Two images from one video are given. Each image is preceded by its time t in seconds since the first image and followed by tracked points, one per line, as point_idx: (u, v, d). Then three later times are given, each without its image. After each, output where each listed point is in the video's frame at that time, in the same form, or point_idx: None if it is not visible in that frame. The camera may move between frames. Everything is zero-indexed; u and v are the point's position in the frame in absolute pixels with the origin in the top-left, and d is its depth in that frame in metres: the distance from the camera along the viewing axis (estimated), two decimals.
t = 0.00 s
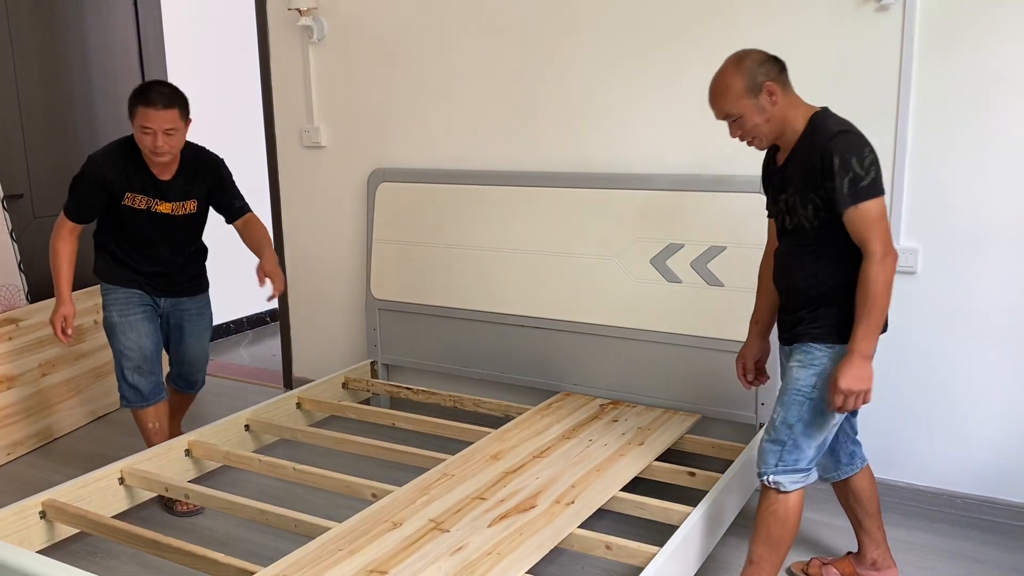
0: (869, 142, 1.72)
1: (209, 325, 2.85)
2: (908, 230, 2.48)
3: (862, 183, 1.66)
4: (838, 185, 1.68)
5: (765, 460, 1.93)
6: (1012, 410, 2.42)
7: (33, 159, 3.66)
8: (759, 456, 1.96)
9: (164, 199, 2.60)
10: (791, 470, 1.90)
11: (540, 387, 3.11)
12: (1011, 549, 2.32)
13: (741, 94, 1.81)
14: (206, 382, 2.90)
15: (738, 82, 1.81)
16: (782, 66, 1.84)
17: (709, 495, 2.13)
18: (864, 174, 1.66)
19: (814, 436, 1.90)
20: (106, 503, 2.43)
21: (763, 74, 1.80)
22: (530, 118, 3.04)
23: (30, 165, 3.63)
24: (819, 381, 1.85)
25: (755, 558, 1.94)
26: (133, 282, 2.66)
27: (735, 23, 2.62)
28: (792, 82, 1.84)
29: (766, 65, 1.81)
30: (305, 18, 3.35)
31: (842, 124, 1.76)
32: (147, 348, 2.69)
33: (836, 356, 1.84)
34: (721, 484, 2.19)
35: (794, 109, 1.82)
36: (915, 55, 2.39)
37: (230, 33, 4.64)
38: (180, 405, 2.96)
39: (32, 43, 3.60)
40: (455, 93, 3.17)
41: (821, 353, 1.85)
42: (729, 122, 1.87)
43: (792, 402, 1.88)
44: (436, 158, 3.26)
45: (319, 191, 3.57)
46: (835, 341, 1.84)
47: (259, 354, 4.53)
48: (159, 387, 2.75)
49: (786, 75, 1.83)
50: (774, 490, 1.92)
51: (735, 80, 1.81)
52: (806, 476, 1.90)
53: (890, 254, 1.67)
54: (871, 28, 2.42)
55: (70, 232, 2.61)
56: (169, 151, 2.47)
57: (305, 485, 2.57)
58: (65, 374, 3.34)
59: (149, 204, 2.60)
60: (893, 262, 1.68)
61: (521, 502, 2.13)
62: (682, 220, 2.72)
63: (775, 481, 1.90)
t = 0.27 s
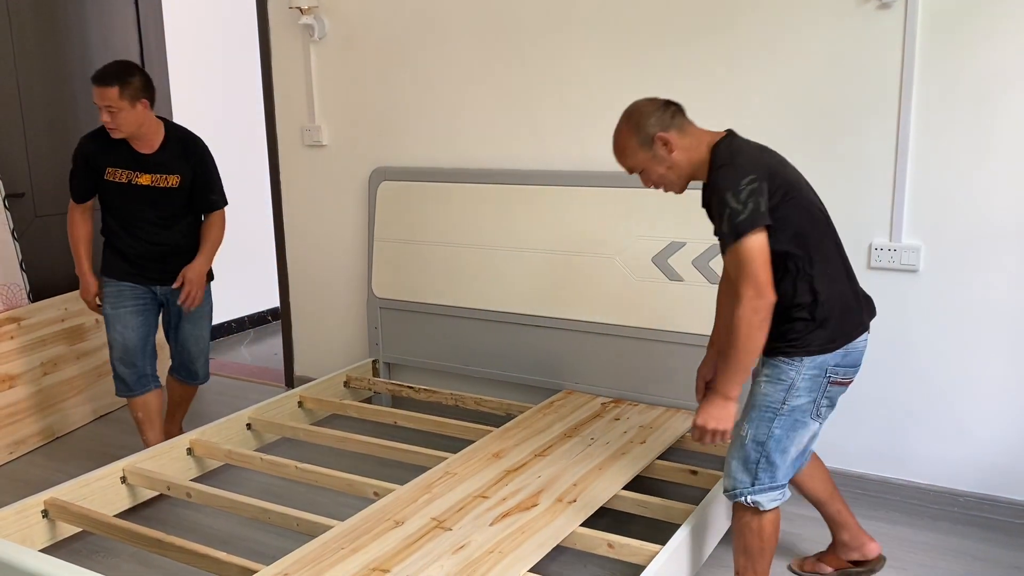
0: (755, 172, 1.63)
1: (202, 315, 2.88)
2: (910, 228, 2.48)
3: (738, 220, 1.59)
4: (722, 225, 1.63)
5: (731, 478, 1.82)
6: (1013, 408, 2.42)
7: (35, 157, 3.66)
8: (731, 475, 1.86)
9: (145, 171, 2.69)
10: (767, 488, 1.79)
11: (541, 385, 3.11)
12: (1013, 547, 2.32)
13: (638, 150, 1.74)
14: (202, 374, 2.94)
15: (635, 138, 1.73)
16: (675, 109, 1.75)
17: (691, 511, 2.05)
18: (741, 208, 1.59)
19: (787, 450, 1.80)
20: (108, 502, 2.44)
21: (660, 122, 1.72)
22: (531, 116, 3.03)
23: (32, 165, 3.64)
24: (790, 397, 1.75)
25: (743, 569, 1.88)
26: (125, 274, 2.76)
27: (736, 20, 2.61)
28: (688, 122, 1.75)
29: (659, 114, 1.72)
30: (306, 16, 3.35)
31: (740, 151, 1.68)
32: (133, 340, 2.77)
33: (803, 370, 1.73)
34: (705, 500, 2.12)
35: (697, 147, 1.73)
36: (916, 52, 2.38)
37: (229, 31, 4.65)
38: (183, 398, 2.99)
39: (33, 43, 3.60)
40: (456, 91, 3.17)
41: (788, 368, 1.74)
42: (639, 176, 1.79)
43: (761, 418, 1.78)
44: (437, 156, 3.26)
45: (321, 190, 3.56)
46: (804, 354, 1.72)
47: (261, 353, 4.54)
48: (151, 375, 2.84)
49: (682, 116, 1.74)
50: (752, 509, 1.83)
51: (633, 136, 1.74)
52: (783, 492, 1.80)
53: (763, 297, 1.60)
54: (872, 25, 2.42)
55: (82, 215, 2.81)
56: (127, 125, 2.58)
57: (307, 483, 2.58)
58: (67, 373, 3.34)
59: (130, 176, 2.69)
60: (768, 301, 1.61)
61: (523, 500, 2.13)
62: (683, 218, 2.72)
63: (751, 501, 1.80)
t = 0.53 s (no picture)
0: (667, 238, 1.58)
1: (173, 308, 2.88)
2: (912, 226, 2.48)
3: (650, 290, 1.56)
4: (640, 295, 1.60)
5: (726, 479, 1.83)
6: (1015, 405, 2.42)
7: (37, 156, 3.66)
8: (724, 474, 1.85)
9: (111, 154, 2.76)
10: (762, 489, 1.80)
11: (543, 383, 3.11)
12: (1014, 544, 2.32)
13: (578, 242, 1.66)
14: (180, 369, 2.93)
15: (572, 233, 1.66)
16: (604, 193, 1.67)
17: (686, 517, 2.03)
18: (652, 278, 1.56)
19: (782, 452, 1.79)
20: (111, 500, 2.44)
21: (592, 214, 1.63)
22: (532, 114, 3.03)
23: (33, 163, 3.64)
24: (788, 402, 1.73)
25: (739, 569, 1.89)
26: (100, 265, 2.89)
27: (738, 17, 2.61)
28: (618, 199, 1.67)
29: (588, 206, 1.64)
30: (307, 14, 3.34)
31: (658, 213, 1.63)
32: (89, 329, 2.90)
33: (801, 377, 1.71)
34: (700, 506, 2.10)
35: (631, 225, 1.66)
36: (919, 48, 2.38)
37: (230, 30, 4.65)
38: (175, 393, 2.99)
39: (34, 42, 3.60)
40: (457, 89, 3.17)
41: (785, 374, 1.72)
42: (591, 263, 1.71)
43: (757, 423, 1.76)
44: (439, 154, 3.26)
45: (322, 188, 3.56)
46: (801, 359, 1.70)
47: (262, 351, 4.54)
48: (108, 362, 3.01)
49: (612, 199, 1.66)
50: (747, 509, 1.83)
51: (571, 234, 1.66)
52: (779, 493, 1.80)
53: (660, 372, 1.57)
54: (874, 22, 2.42)
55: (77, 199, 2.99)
56: (93, 110, 2.64)
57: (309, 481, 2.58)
58: (70, 371, 3.35)
59: (100, 159, 2.78)
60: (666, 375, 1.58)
61: (526, 498, 2.13)
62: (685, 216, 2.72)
63: (746, 501, 1.80)
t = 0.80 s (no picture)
0: (640, 299, 1.63)
1: (145, 304, 2.91)
2: (912, 222, 2.48)
3: (629, 351, 1.61)
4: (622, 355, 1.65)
5: (716, 475, 1.82)
6: (1015, 402, 2.42)
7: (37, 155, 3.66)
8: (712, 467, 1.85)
9: (73, 154, 2.81)
10: (752, 484, 1.81)
11: (543, 381, 3.11)
12: (1015, 541, 2.32)
13: (574, 325, 1.71)
14: (163, 366, 2.99)
15: (563, 318, 1.71)
16: (585, 273, 1.72)
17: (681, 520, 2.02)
18: (629, 338, 1.60)
19: (775, 448, 1.80)
20: (112, 499, 2.44)
21: (577, 296, 1.68)
22: (532, 111, 3.03)
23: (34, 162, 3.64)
24: (793, 404, 1.74)
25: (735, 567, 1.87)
26: (77, 264, 2.98)
27: (739, 14, 2.61)
28: (597, 274, 1.73)
29: (571, 290, 1.70)
30: (307, 12, 3.34)
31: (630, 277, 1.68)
32: (79, 324, 3.05)
33: (804, 381, 1.71)
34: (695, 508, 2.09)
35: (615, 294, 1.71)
36: (919, 45, 2.37)
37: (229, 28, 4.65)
38: (170, 389, 3.05)
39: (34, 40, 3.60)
40: (457, 86, 3.17)
41: (788, 377, 1.71)
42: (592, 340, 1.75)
43: (757, 422, 1.76)
44: (439, 152, 3.26)
45: (323, 186, 3.56)
46: (807, 365, 1.70)
47: (263, 349, 4.54)
48: (104, 346, 3.19)
49: (593, 277, 1.71)
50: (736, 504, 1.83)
51: (562, 319, 1.71)
52: (767, 488, 1.83)
53: (634, 425, 1.64)
54: (874, 18, 2.41)
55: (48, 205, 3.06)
56: (46, 114, 2.70)
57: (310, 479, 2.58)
58: (71, 370, 3.35)
59: (66, 161, 2.83)
60: (638, 429, 1.65)
61: (527, 496, 2.13)
62: (685, 213, 2.72)
63: (737, 496, 1.81)
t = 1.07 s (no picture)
0: (637, 301, 1.63)
1: (135, 292, 3.01)
2: (912, 219, 2.48)
3: (627, 352, 1.62)
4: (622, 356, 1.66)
5: (716, 470, 1.81)
6: (1014, 399, 2.42)
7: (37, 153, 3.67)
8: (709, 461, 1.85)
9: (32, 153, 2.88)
10: (750, 477, 1.81)
11: (543, 378, 3.12)
12: (1015, 537, 2.32)
13: (569, 326, 1.72)
14: (154, 351, 3.08)
15: (560, 321, 1.72)
16: (581, 276, 1.73)
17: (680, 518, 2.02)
18: (629, 339, 1.61)
19: (774, 442, 1.80)
20: (112, 496, 2.45)
21: (573, 300, 1.69)
22: (531, 108, 3.03)
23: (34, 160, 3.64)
24: (794, 397, 1.74)
25: (735, 561, 1.87)
26: (60, 263, 3.04)
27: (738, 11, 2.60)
28: (594, 276, 1.73)
29: (568, 293, 1.70)
30: (307, 10, 3.34)
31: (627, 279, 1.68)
32: (71, 322, 3.09)
33: (805, 374, 1.71)
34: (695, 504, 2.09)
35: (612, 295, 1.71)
36: (918, 41, 2.37)
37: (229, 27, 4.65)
38: (166, 374, 3.14)
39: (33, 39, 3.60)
40: (456, 84, 3.17)
41: (789, 370, 1.71)
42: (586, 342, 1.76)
43: (757, 415, 1.76)
44: (438, 150, 3.26)
45: (322, 184, 3.57)
46: (807, 359, 1.70)
47: (264, 347, 4.55)
48: (93, 346, 3.20)
49: (589, 279, 1.72)
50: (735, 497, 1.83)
51: (559, 322, 1.73)
52: (765, 481, 1.82)
53: (638, 427, 1.65)
54: (873, 14, 2.42)
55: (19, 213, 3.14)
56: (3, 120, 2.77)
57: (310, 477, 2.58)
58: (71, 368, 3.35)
59: (26, 164, 2.90)
60: (643, 430, 1.66)
61: (534, 494, 2.13)
62: (686, 210, 2.71)
63: (736, 490, 1.81)
